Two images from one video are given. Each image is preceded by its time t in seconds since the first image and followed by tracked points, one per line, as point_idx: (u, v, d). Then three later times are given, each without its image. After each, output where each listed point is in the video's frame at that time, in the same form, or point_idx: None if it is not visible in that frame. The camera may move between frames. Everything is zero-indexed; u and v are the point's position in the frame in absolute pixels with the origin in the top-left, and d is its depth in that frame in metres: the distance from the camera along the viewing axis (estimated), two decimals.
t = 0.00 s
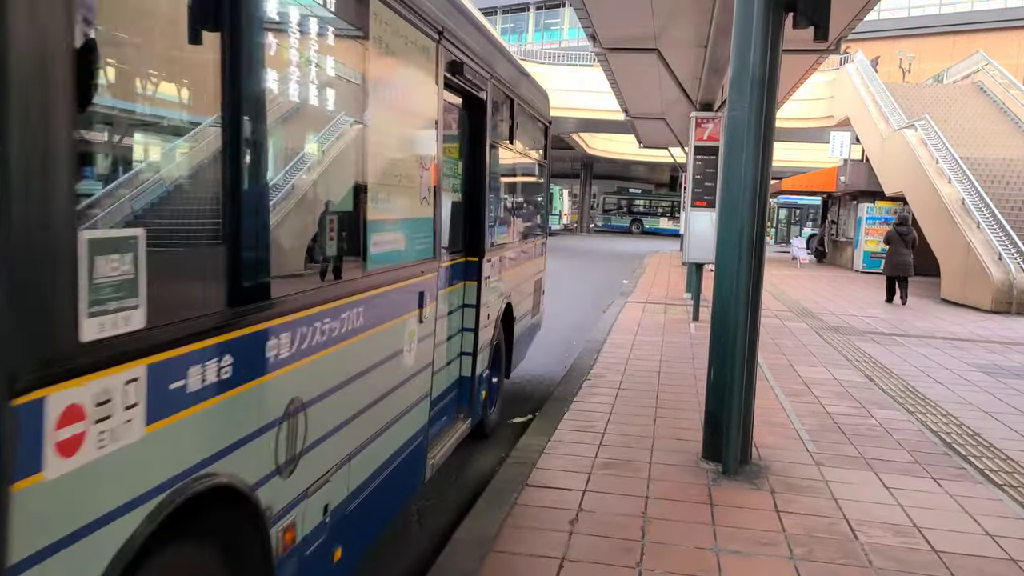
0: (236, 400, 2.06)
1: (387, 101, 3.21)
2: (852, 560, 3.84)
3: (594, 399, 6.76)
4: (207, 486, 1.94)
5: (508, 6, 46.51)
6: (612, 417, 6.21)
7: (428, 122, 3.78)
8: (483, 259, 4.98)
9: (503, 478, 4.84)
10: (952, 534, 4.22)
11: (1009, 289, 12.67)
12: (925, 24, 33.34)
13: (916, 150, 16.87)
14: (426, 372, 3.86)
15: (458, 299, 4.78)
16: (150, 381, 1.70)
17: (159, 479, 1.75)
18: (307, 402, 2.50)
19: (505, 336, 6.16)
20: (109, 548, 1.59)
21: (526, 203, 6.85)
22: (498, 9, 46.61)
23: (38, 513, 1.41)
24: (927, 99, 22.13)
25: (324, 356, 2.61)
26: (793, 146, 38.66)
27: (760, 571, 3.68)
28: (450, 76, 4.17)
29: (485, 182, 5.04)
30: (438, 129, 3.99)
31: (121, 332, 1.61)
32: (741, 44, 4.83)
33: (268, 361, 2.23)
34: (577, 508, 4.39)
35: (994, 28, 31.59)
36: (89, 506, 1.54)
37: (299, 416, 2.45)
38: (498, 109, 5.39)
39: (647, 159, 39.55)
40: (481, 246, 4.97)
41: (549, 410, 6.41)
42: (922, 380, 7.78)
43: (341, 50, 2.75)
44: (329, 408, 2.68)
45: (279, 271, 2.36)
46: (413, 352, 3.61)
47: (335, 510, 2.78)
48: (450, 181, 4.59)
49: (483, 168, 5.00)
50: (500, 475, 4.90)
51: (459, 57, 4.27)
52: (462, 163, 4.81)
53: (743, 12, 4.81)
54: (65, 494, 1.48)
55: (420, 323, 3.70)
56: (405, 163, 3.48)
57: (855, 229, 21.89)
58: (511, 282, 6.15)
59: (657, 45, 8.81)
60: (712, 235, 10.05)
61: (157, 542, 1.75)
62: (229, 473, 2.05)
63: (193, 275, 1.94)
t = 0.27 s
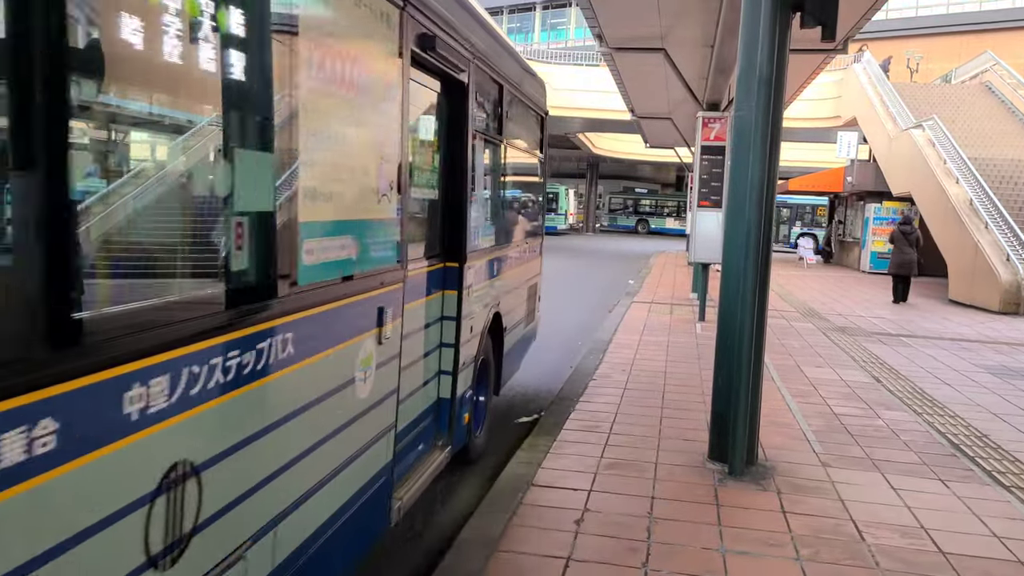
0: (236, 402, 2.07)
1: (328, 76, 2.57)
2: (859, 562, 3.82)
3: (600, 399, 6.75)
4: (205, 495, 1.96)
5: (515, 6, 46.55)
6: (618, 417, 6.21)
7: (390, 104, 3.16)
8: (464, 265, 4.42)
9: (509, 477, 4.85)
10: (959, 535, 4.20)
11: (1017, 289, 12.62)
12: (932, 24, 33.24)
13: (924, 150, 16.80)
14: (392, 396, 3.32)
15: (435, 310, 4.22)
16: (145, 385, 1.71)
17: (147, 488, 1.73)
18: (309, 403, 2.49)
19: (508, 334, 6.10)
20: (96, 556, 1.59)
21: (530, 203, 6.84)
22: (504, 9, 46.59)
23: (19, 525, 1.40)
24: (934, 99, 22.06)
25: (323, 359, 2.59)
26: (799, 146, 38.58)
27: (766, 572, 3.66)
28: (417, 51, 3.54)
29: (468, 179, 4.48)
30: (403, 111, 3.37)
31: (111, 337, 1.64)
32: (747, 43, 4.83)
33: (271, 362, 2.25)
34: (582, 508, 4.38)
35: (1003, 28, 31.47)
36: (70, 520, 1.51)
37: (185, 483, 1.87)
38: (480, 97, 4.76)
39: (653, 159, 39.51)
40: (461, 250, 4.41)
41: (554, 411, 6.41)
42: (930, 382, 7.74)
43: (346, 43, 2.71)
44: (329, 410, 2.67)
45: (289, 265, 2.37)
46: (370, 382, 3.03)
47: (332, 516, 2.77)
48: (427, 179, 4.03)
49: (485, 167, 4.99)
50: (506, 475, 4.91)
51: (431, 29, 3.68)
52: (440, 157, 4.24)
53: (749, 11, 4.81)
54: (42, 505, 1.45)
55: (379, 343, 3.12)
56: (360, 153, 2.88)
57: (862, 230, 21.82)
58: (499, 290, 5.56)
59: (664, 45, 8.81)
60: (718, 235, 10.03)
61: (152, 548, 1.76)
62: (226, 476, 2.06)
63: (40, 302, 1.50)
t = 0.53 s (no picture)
0: (237, 402, 2.08)
1: (249, 39, 2.05)
2: (866, 563, 3.81)
3: (606, 398, 6.74)
4: (208, 495, 1.98)
5: (521, 6, 46.52)
6: (623, 417, 6.20)
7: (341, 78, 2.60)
8: (442, 272, 3.90)
9: (515, 477, 4.85)
10: (967, 537, 4.18)
11: None
12: (939, 23, 33.16)
13: (931, 150, 16.73)
14: (346, 431, 2.83)
15: (408, 323, 3.73)
16: (145, 385, 1.71)
17: (148, 489, 1.74)
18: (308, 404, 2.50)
19: (510, 332, 6.09)
20: (96, 558, 1.60)
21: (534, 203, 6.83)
22: (510, 8, 46.64)
23: (21, 524, 1.41)
24: (942, 99, 21.98)
25: (323, 360, 2.58)
26: (806, 146, 38.48)
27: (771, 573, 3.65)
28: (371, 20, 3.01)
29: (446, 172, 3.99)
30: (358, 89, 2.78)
31: (113, 336, 1.64)
32: (754, 42, 4.86)
33: (273, 362, 2.26)
34: (588, 508, 4.37)
35: (1011, 27, 31.34)
36: (70, 522, 1.52)
37: (90, 538, 1.58)
38: (462, 82, 4.23)
39: (659, 159, 39.46)
40: (440, 254, 3.89)
41: (559, 411, 6.40)
42: (937, 382, 7.72)
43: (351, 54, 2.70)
44: (333, 408, 2.70)
45: (294, 267, 2.36)
46: (308, 423, 2.51)
47: (334, 515, 2.79)
48: (389, 170, 3.54)
49: (490, 168, 5.01)
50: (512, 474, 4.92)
51: None
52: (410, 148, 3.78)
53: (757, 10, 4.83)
54: (42, 506, 1.45)
55: (322, 372, 2.58)
56: (297, 134, 2.32)
57: (869, 230, 21.74)
58: (485, 301, 5.06)
59: (671, 45, 8.80)
60: (724, 235, 10.01)
61: (153, 549, 1.78)
62: (227, 476, 2.07)
63: None
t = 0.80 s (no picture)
0: (241, 402, 2.11)
1: None
2: (871, 564, 3.80)
3: (611, 399, 6.74)
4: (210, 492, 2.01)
5: (527, 6, 46.52)
6: (628, 417, 6.21)
7: (259, 46, 2.13)
8: (411, 282, 3.38)
9: (520, 477, 4.86)
10: (973, 538, 4.17)
11: None
12: (945, 23, 33.10)
13: (937, 150, 16.67)
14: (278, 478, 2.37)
15: (372, 342, 3.22)
16: (143, 385, 1.72)
17: (147, 490, 1.75)
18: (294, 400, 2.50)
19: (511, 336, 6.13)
20: (95, 556, 1.61)
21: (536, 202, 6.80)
22: (516, 8, 46.68)
23: (24, 521, 1.42)
24: (948, 99, 21.92)
25: (304, 354, 2.57)
26: (811, 147, 38.40)
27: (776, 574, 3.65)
28: None
29: (417, 166, 3.48)
30: (285, 57, 2.26)
31: (125, 331, 1.65)
32: (760, 42, 4.83)
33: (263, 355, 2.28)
34: (592, 509, 4.37)
35: (1018, 27, 31.24)
36: (71, 520, 1.54)
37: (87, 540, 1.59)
38: (436, 63, 3.74)
39: (664, 159, 39.44)
40: (408, 263, 3.37)
41: (563, 411, 6.41)
42: (943, 383, 7.70)
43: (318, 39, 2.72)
44: (314, 403, 2.69)
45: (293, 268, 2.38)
46: (216, 478, 2.03)
47: (320, 507, 2.80)
48: (344, 165, 3.00)
49: (494, 167, 5.04)
50: (517, 474, 4.93)
51: None
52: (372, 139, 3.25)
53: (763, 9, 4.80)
54: (45, 504, 1.46)
55: (237, 415, 2.10)
56: (189, 112, 1.85)
57: (875, 231, 21.70)
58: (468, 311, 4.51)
59: (676, 44, 8.79)
60: (729, 235, 10.00)
61: (153, 549, 1.80)
62: (230, 474, 2.10)
63: None
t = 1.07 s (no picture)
0: (116, 460, 1.66)
1: None
2: (881, 566, 3.79)
3: (620, 399, 6.74)
4: (132, 543, 1.73)
5: (536, 6, 46.57)
6: (637, 417, 6.21)
7: None
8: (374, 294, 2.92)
9: (527, 478, 4.88)
10: (985, 541, 4.15)
11: None
12: (957, 23, 32.93)
13: (948, 151, 16.58)
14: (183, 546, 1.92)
15: (329, 364, 2.80)
16: (142, 386, 1.73)
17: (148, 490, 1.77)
18: (284, 402, 2.48)
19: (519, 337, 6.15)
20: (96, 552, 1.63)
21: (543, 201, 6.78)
22: (526, 9, 46.75)
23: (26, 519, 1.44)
24: (959, 99, 21.80)
25: (300, 355, 2.58)
26: (821, 147, 38.27)
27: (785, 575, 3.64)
28: None
29: (384, 160, 3.01)
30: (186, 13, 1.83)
31: (131, 329, 1.69)
32: (771, 42, 4.83)
33: (258, 352, 2.29)
34: (602, 509, 4.37)
35: None
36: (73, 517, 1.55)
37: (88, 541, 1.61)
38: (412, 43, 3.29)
39: (673, 160, 39.38)
40: (371, 271, 2.91)
41: (572, 411, 6.41)
42: (955, 384, 7.67)
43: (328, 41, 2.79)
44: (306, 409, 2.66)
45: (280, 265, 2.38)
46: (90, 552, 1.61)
47: (320, 510, 2.84)
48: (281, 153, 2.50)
49: (502, 167, 5.08)
50: (525, 474, 4.95)
51: None
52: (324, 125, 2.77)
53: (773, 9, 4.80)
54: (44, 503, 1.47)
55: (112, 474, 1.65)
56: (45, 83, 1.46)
57: (886, 231, 21.62)
58: (460, 318, 4.22)
59: (686, 44, 8.78)
60: (739, 236, 9.98)
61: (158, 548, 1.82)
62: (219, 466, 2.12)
63: None
